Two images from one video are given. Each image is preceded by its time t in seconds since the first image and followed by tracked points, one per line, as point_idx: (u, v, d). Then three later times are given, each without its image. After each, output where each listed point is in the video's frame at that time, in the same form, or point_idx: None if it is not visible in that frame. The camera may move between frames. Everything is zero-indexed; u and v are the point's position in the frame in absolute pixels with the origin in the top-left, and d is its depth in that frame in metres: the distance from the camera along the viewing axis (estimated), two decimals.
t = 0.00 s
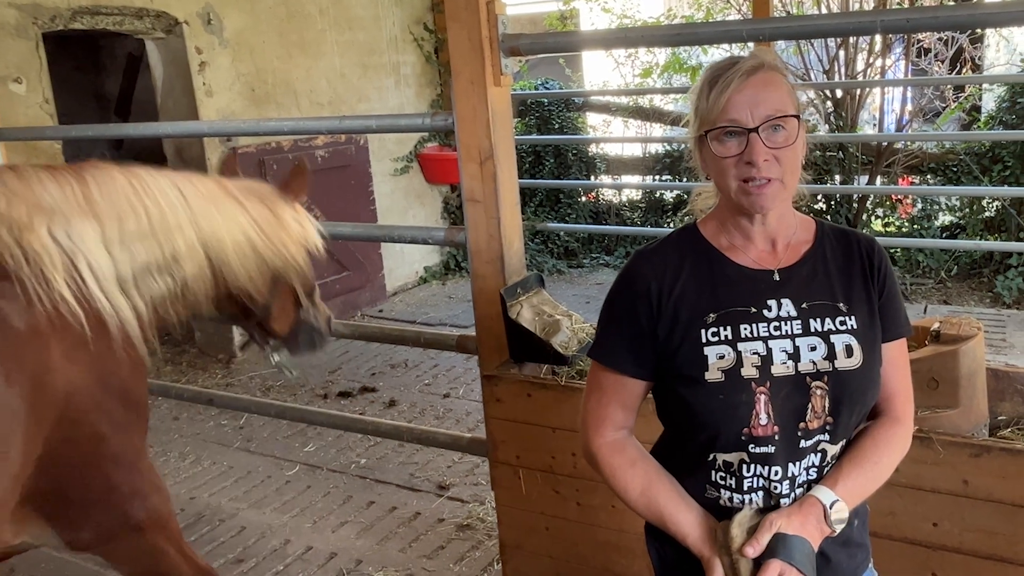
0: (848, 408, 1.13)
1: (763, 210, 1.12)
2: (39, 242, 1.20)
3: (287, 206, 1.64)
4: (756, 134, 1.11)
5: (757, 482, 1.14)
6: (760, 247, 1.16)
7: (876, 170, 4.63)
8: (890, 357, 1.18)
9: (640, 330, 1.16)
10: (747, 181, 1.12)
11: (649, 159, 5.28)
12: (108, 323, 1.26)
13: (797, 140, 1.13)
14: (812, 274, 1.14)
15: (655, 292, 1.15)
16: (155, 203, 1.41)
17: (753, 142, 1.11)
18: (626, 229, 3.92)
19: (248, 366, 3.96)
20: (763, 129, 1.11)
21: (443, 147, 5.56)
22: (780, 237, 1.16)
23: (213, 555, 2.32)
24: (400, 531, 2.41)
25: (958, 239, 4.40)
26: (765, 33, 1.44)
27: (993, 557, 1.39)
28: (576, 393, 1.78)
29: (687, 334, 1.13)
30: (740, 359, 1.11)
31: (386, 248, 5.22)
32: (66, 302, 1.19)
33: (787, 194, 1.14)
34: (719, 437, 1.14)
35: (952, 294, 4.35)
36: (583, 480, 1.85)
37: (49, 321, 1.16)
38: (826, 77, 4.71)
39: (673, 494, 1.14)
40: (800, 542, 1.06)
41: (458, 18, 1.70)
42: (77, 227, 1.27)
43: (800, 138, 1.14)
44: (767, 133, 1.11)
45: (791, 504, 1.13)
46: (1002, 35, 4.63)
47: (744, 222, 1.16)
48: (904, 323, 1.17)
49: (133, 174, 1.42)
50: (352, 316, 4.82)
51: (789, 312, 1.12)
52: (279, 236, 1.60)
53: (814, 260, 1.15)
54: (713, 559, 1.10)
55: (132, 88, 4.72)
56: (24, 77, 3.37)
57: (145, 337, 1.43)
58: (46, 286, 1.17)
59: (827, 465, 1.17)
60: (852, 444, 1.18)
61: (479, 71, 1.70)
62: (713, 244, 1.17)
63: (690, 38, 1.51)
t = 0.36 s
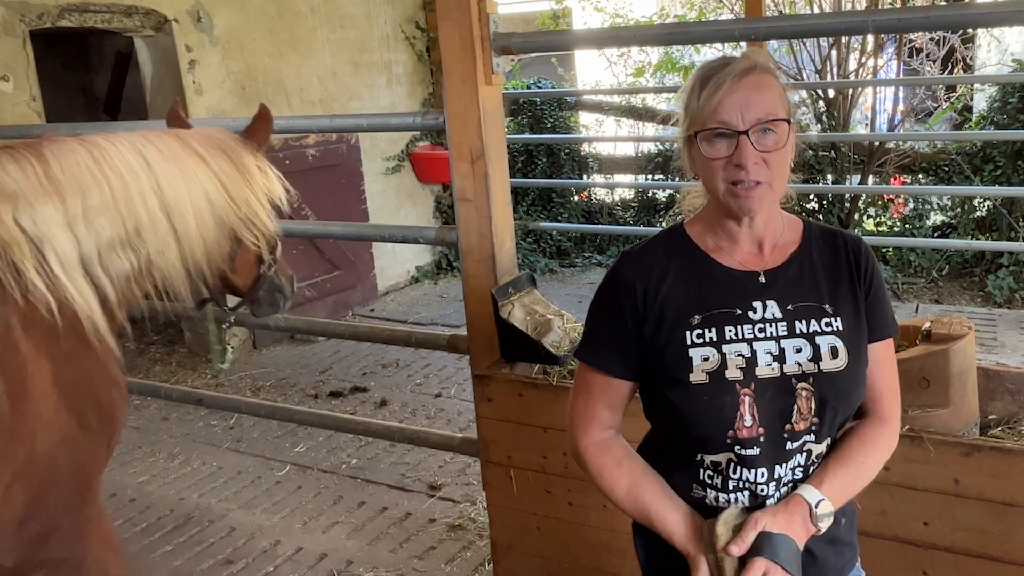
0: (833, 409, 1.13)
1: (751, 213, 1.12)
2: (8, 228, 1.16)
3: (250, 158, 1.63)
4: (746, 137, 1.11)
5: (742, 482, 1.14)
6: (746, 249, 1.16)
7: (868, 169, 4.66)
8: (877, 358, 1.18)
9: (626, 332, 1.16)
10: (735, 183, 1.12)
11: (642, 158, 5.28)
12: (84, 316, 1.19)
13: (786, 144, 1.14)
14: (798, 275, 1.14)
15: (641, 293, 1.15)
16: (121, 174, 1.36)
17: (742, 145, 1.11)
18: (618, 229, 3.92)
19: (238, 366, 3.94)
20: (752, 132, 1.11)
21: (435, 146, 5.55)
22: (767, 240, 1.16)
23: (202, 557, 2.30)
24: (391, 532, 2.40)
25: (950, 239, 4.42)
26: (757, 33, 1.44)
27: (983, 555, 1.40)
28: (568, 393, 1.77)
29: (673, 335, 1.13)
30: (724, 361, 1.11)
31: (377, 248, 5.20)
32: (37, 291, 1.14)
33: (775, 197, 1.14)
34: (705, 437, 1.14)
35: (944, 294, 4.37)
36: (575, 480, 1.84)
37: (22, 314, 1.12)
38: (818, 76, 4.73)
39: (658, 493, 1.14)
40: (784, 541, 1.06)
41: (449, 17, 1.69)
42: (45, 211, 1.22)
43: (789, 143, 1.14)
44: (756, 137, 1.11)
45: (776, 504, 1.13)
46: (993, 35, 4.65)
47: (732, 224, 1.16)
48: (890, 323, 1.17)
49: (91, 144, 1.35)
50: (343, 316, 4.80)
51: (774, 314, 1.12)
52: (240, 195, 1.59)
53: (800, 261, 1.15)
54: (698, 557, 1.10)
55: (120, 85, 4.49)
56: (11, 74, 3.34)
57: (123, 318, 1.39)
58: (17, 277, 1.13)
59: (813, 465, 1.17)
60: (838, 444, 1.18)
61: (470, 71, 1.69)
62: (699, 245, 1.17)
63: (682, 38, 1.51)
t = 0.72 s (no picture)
0: (820, 410, 1.14)
1: (737, 209, 1.12)
2: None
3: (241, 154, 1.65)
4: (730, 132, 1.11)
5: (730, 482, 1.14)
6: (732, 249, 1.16)
7: (859, 169, 4.69)
8: (864, 358, 1.18)
9: (613, 333, 1.16)
10: (722, 180, 1.12)
11: (633, 158, 5.28)
12: (70, 307, 1.23)
13: (771, 141, 1.14)
14: (785, 275, 1.14)
15: (627, 294, 1.15)
16: (110, 165, 1.38)
17: (727, 140, 1.11)
18: (610, 230, 3.91)
19: (226, 367, 3.92)
20: (738, 128, 1.11)
21: (425, 146, 5.54)
22: (754, 239, 1.16)
23: (191, 558, 2.29)
24: (381, 533, 2.39)
25: (940, 239, 4.45)
26: (748, 33, 1.44)
27: (973, 554, 1.40)
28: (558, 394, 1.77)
29: (660, 336, 1.13)
30: (711, 362, 1.11)
31: (367, 248, 5.19)
32: (24, 280, 1.17)
33: (762, 195, 1.14)
34: (692, 437, 1.14)
35: (934, 294, 4.39)
36: (565, 480, 1.84)
37: (10, 303, 1.15)
38: (809, 77, 4.76)
39: (645, 493, 1.14)
40: (770, 541, 1.06)
41: (439, 17, 1.68)
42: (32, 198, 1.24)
43: (775, 139, 1.14)
44: (741, 132, 1.11)
45: (763, 504, 1.13)
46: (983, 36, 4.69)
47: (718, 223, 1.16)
48: (878, 323, 1.17)
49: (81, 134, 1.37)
50: (333, 316, 4.78)
51: (761, 315, 1.12)
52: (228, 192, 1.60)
53: (786, 262, 1.15)
54: (684, 557, 1.10)
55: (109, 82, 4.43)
56: None
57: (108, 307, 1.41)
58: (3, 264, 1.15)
59: (800, 465, 1.17)
60: (826, 444, 1.18)
61: (460, 71, 1.69)
62: (686, 245, 1.17)
63: (673, 38, 1.51)
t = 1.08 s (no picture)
0: (809, 407, 1.14)
1: (728, 207, 1.12)
2: None
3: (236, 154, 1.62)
4: (721, 130, 1.11)
5: (719, 482, 1.15)
6: (724, 247, 1.16)
7: (848, 170, 4.71)
8: (854, 356, 1.19)
9: (603, 330, 1.16)
10: (713, 177, 1.12)
11: (624, 158, 5.29)
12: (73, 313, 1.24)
13: (763, 138, 1.14)
14: (776, 273, 1.14)
15: (618, 291, 1.15)
16: (110, 167, 1.37)
17: (718, 138, 1.11)
18: (601, 230, 3.90)
19: (213, 368, 3.90)
20: (729, 126, 1.11)
21: (415, 146, 5.53)
22: (745, 237, 1.16)
23: (178, 561, 2.27)
24: (370, 534, 2.38)
25: (929, 240, 4.48)
26: (739, 34, 1.45)
27: (961, 553, 1.41)
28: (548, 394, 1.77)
29: (650, 334, 1.13)
30: (701, 360, 1.11)
31: (356, 249, 5.17)
32: (26, 287, 1.18)
33: (753, 192, 1.14)
34: (682, 436, 1.14)
35: (923, 294, 4.42)
36: (555, 481, 1.84)
37: (9, 310, 1.16)
38: (799, 78, 4.78)
39: (635, 492, 1.14)
40: (760, 540, 1.06)
41: (428, 16, 1.68)
42: (34, 202, 1.23)
43: (766, 137, 1.14)
44: (732, 130, 1.11)
45: (753, 503, 1.14)
46: (971, 38, 4.72)
47: (710, 221, 1.16)
48: (868, 321, 1.17)
49: (82, 132, 1.36)
50: (322, 317, 4.76)
51: (752, 312, 1.12)
52: (223, 192, 1.58)
53: (778, 259, 1.15)
54: (675, 557, 1.10)
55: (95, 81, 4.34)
56: None
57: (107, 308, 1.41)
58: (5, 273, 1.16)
59: (789, 464, 1.17)
60: (815, 443, 1.19)
61: (451, 70, 1.69)
62: (678, 243, 1.17)
63: (663, 38, 1.51)
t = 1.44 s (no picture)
0: (796, 407, 1.14)
1: (713, 205, 1.12)
2: None
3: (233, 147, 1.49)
4: (706, 128, 1.11)
5: (706, 480, 1.15)
6: (710, 246, 1.16)
7: (834, 171, 4.75)
8: (840, 355, 1.19)
9: (590, 330, 1.16)
10: (698, 175, 1.12)
11: (611, 159, 5.30)
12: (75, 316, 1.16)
13: (746, 136, 1.14)
14: (763, 272, 1.15)
15: (605, 291, 1.15)
16: (106, 163, 1.27)
17: (703, 136, 1.11)
18: (587, 230, 3.90)
19: (196, 370, 3.86)
20: (713, 123, 1.11)
21: (400, 146, 5.52)
22: (731, 236, 1.17)
23: (160, 564, 2.25)
24: (355, 536, 2.37)
25: (914, 240, 4.52)
26: (725, 36, 1.45)
27: (945, 551, 1.42)
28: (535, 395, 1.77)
29: (637, 333, 1.13)
30: (689, 359, 1.11)
31: (341, 249, 5.15)
32: (23, 295, 1.09)
33: (738, 190, 1.14)
34: (670, 436, 1.13)
35: (908, 294, 4.45)
36: (542, 482, 1.84)
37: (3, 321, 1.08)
38: (786, 79, 4.81)
39: (622, 492, 1.14)
40: (746, 539, 1.06)
41: (414, 16, 1.67)
42: (28, 202, 1.14)
43: (749, 135, 1.14)
44: (716, 128, 1.11)
45: (738, 501, 1.14)
46: (956, 39, 4.76)
47: (696, 220, 1.16)
48: (854, 320, 1.18)
49: (74, 126, 1.26)
50: (306, 318, 4.74)
51: (739, 311, 1.12)
52: (224, 185, 1.46)
53: (765, 258, 1.15)
54: (661, 557, 1.10)
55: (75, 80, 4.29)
56: None
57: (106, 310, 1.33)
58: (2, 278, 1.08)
59: (775, 463, 1.17)
60: (801, 441, 1.19)
61: (436, 70, 1.68)
62: (665, 242, 1.17)
63: (650, 39, 1.51)
